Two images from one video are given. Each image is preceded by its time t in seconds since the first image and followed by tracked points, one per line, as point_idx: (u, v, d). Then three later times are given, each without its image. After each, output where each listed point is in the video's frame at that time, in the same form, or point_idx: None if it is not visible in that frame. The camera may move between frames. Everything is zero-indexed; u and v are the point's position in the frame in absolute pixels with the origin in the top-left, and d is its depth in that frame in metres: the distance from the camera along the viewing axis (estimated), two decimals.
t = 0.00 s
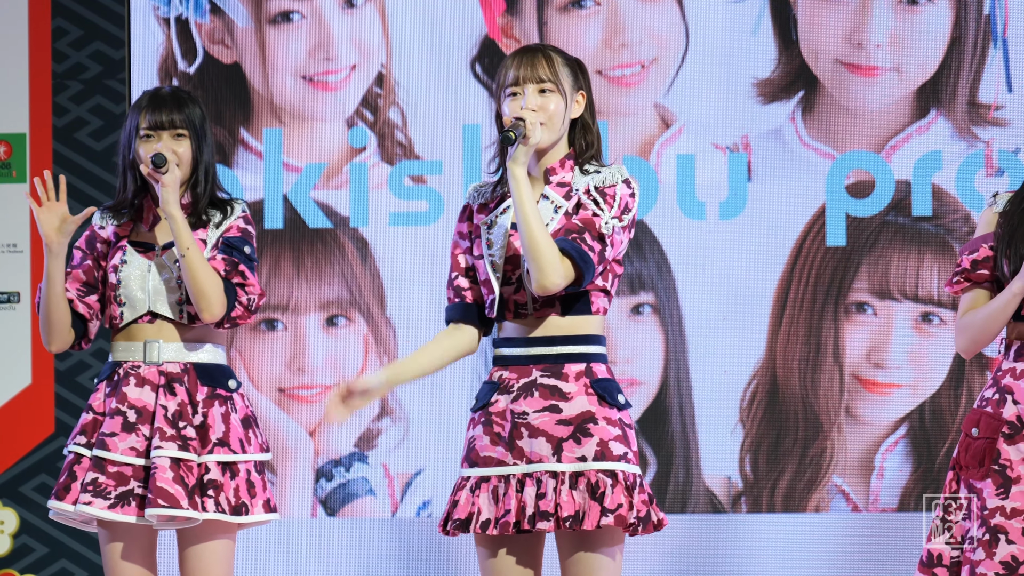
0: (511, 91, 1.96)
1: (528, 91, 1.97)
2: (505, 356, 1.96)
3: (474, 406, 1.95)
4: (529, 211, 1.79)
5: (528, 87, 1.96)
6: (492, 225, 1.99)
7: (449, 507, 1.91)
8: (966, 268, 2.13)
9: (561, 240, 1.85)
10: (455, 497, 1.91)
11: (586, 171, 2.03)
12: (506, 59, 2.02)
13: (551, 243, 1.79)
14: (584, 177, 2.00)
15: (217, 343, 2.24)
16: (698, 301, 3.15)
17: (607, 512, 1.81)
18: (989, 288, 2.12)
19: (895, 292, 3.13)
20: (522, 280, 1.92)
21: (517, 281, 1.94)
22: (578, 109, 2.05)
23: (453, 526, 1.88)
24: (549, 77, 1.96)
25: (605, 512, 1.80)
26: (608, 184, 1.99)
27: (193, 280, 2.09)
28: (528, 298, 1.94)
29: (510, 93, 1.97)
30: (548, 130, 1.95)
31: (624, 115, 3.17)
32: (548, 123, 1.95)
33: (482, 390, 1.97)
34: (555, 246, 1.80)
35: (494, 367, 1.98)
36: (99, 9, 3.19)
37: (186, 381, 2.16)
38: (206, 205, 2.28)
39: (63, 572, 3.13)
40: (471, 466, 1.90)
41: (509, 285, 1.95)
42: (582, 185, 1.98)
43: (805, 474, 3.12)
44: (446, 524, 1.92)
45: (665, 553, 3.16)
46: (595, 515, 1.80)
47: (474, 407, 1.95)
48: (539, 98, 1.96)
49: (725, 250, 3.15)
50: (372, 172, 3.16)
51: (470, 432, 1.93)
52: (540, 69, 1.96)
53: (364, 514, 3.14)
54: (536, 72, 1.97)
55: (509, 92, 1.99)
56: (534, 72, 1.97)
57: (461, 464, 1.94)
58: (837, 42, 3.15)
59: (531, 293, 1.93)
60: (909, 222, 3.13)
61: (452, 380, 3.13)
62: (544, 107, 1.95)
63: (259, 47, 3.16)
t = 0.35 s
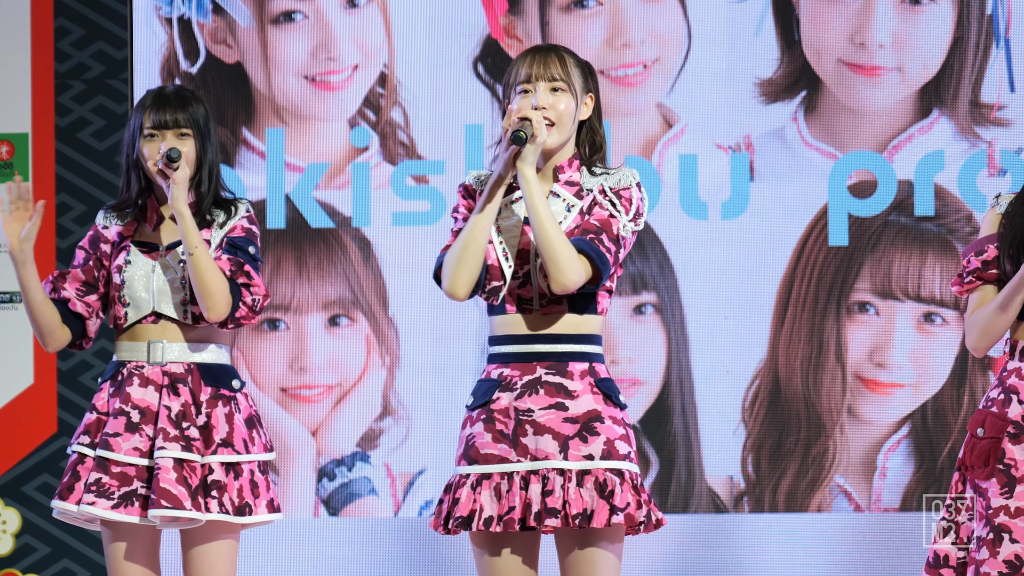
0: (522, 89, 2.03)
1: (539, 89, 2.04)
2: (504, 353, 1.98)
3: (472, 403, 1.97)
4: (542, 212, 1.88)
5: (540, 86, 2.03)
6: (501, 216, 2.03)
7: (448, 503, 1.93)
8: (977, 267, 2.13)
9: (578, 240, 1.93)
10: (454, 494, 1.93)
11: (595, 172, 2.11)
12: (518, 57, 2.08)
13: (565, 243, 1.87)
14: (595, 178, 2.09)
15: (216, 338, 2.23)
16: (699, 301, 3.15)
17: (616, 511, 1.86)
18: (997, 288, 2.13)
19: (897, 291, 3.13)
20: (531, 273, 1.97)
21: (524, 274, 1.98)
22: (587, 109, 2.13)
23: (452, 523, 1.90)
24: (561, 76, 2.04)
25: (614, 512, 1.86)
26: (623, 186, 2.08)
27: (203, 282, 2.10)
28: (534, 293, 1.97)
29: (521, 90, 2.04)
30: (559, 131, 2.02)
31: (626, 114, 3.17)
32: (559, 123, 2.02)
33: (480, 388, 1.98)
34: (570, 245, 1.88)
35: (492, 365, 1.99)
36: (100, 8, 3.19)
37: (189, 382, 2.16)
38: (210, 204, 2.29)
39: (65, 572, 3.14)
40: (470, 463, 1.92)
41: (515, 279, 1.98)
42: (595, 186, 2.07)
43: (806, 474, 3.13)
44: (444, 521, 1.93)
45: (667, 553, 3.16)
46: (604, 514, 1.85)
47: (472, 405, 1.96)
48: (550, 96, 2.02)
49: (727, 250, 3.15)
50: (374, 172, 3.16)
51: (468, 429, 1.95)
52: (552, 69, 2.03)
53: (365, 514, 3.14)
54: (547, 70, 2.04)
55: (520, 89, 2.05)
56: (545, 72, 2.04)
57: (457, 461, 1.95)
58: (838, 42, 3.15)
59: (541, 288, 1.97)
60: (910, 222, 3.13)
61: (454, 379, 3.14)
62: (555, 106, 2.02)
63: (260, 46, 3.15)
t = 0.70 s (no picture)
0: (525, 95, 2.01)
1: (542, 95, 2.01)
2: (513, 357, 2.00)
3: (482, 406, 1.98)
4: (559, 230, 1.89)
5: (542, 92, 2.01)
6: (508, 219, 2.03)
7: (462, 508, 1.95)
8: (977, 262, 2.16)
9: (591, 255, 1.97)
10: (467, 498, 1.95)
11: (596, 173, 2.11)
12: (519, 59, 2.05)
13: (583, 260, 1.90)
14: (598, 182, 2.08)
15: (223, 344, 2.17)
16: (702, 300, 3.15)
17: (637, 513, 1.90)
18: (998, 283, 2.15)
19: (900, 291, 3.12)
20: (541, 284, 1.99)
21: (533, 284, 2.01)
22: (587, 110, 2.12)
23: (468, 528, 1.93)
24: (564, 81, 2.02)
25: (635, 514, 1.90)
26: (630, 192, 2.07)
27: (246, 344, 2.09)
28: (543, 301, 2.00)
29: (523, 96, 2.02)
30: (561, 137, 2.01)
31: (629, 113, 3.17)
32: (562, 129, 2.00)
33: (488, 390, 1.99)
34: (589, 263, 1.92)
35: (499, 368, 2.01)
36: (103, 7, 3.18)
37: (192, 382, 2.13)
38: (214, 203, 2.24)
39: (68, 571, 3.14)
40: (484, 468, 1.94)
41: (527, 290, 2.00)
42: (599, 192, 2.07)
43: (809, 473, 3.12)
44: (458, 524, 1.95)
45: (670, 552, 3.16)
46: (625, 517, 1.89)
47: (481, 408, 1.98)
48: (554, 102, 2.00)
49: (730, 249, 3.15)
50: (377, 171, 3.16)
51: (479, 433, 1.96)
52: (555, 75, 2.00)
53: (369, 513, 3.14)
54: (550, 75, 2.01)
55: (522, 94, 2.03)
56: (549, 77, 2.01)
57: (467, 464, 1.97)
58: (842, 42, 3.15)
59: (550, 299, 1.99)
60: (914, 221, 3.13)
61: (458, 378, 3.14)
62: (559, 111, 2.00)
63: (263, 46, 3.16)
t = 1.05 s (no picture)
0: (531, 143, 1.92)
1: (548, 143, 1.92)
2: (522, 368, 1.98)
3: (493, 415, 1.97)
4: (569, 284, 1.83)
5: (549, 142, 1.92)
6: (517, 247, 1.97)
7: (475, 516, 1.95)
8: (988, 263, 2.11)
9: (598, 298, 1.93)
10: (480, 506, 1.95)
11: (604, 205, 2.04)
12: (526, 100, 1.95)
13: (594, 311, 1.87)
14: (606, 216, 2.02)
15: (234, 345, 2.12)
16: (706, 300, 3.14)
17: (649, 523, 1.91)
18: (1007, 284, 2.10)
19: (904, 291, 3.12)
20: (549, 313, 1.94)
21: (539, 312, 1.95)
22: (598, 143, 2.04)
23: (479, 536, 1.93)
24: (571, 130, 1.92)
25: (648, 525, 1.90)
26: (638, 225, 2.01)
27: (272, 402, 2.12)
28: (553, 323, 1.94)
29: (530, 144, 1.93)
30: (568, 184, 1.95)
31: (632, 113, 3.17)
32: (569, 176, 1.94)
33: (498, 399, 1.98)
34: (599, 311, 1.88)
35: (510, 378, 2.00)
36: (105, 6, 3.17)
37: (194, 386, 2.04)
38: (210, 203, 2.12)
39: (71, 571, 3.14)
40: (497, 477, 1.94)
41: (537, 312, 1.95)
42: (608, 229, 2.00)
43: (812, 473, 3.12)
44: (471, 530, 1.96)
45: (674, 552, 3.15)
46: (638, 528, 1.90)
47: (491, 415, 1.97)
48: (560, 153, 1.92)
49: (733, 249, 3.15)
50: (380, 170, 3.16)
51: (491, 441, 1.96)
52: (563, 125, 1.90)
53: (372, 512, 3.14)
54: (558, 120, 1.91)
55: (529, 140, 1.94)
56: (555, 124, 1.91)
57: (480, 471, 1.97)
58: (845, 41, 3.15)
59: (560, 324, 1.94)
60: (917, 221, 3.13)
61: (462, 378, 3.15)
62: (565, 161, 1.92)
63: (266, 45, 3.15)
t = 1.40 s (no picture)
0: (586, 99, 1.96)
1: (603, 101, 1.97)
2: (564, 356, 1.97)
3: (533, 402, 1.95)
4: (611, 231, 1.86)
5: (604, 98, 1.96)
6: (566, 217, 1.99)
7: (506, 502, 1.92)
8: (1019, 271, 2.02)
9: (639, 260, 1.91)
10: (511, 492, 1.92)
11: (657, 180, 2.06)
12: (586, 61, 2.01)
13: (631, 266, 1.85)
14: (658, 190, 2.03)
15: (278, 348, 2.09)
16: (744, 300, 3.14)
17: (676, 517, 1.85)
18: None
19: (942, 291, 3.12)
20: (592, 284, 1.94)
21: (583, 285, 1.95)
22: (654, 116, 2.06)
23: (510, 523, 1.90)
24: (626, 88, 1.96)
25: (674, 518, 1.84)
26: (687, 200, 2.01)
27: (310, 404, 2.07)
28: (595, 301, 1.94)
29: (586, 101, 1.98)
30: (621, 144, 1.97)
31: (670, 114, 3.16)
32: (621, 135, 1.97)
33: (539, 388, 1.97)
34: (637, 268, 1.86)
35: (552, 367, 1.99)
36: (142, 7, 3.16)
37: (241, 389, 2.03)
38: (256, 205, 2.10)
39: (110, 572, 3.14)
40: (530, 463, 1.91)
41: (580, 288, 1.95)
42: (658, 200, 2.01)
43: (851, 473, 3.12)
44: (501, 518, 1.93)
45: (713, 553, 3.15)
46: (664, 520, 1.84)
47: (531, 404, 1.95)
48: (613, 109, 1.96)
49: (771, 249, 3.14)
50: (418, 171, 3.16)
51: (528, 429, 1.94)
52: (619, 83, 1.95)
53: (410, 513, 3.16)
54: (613, 81, 1.96)
55: (585, 97, 1.99)
56: (611, 81, 1.96)
57: (516, 459, 1.95)
58: (883, 41, 3.14)
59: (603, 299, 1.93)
60: (955, 221, 3.12)
61: (499, 379, 3.15)
62: (618, 119, 1.97)
63: (304, 47, 3.15)
